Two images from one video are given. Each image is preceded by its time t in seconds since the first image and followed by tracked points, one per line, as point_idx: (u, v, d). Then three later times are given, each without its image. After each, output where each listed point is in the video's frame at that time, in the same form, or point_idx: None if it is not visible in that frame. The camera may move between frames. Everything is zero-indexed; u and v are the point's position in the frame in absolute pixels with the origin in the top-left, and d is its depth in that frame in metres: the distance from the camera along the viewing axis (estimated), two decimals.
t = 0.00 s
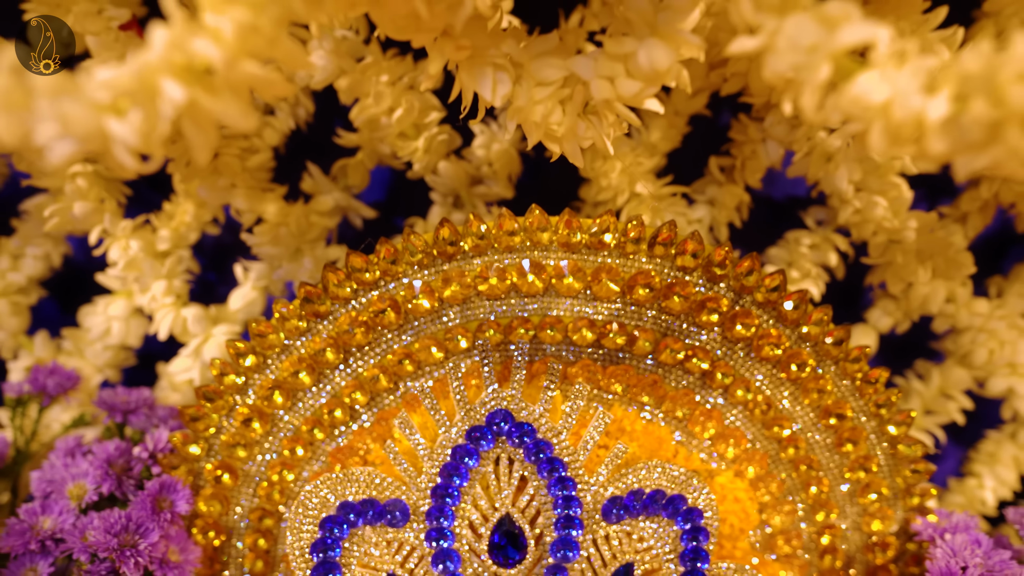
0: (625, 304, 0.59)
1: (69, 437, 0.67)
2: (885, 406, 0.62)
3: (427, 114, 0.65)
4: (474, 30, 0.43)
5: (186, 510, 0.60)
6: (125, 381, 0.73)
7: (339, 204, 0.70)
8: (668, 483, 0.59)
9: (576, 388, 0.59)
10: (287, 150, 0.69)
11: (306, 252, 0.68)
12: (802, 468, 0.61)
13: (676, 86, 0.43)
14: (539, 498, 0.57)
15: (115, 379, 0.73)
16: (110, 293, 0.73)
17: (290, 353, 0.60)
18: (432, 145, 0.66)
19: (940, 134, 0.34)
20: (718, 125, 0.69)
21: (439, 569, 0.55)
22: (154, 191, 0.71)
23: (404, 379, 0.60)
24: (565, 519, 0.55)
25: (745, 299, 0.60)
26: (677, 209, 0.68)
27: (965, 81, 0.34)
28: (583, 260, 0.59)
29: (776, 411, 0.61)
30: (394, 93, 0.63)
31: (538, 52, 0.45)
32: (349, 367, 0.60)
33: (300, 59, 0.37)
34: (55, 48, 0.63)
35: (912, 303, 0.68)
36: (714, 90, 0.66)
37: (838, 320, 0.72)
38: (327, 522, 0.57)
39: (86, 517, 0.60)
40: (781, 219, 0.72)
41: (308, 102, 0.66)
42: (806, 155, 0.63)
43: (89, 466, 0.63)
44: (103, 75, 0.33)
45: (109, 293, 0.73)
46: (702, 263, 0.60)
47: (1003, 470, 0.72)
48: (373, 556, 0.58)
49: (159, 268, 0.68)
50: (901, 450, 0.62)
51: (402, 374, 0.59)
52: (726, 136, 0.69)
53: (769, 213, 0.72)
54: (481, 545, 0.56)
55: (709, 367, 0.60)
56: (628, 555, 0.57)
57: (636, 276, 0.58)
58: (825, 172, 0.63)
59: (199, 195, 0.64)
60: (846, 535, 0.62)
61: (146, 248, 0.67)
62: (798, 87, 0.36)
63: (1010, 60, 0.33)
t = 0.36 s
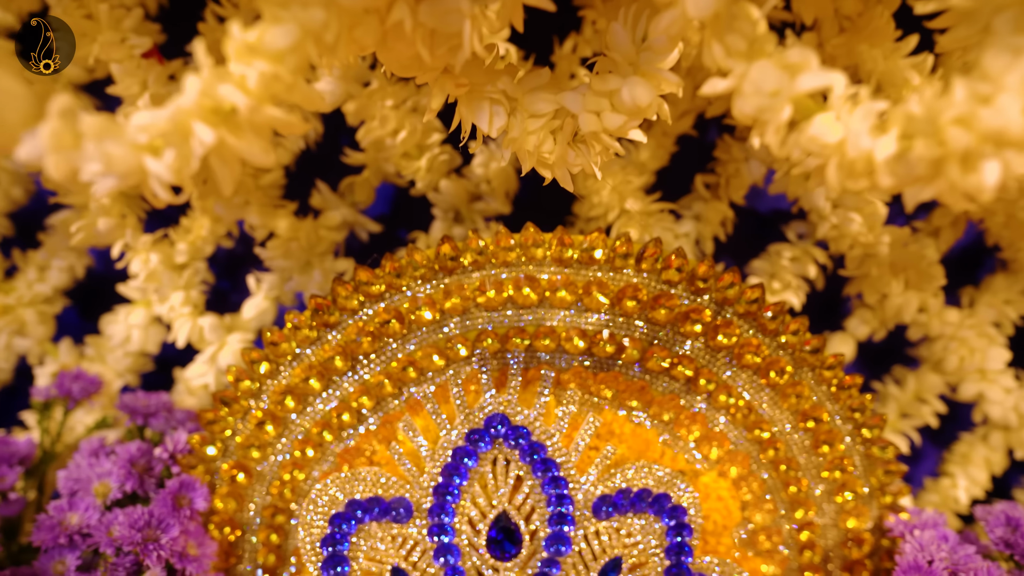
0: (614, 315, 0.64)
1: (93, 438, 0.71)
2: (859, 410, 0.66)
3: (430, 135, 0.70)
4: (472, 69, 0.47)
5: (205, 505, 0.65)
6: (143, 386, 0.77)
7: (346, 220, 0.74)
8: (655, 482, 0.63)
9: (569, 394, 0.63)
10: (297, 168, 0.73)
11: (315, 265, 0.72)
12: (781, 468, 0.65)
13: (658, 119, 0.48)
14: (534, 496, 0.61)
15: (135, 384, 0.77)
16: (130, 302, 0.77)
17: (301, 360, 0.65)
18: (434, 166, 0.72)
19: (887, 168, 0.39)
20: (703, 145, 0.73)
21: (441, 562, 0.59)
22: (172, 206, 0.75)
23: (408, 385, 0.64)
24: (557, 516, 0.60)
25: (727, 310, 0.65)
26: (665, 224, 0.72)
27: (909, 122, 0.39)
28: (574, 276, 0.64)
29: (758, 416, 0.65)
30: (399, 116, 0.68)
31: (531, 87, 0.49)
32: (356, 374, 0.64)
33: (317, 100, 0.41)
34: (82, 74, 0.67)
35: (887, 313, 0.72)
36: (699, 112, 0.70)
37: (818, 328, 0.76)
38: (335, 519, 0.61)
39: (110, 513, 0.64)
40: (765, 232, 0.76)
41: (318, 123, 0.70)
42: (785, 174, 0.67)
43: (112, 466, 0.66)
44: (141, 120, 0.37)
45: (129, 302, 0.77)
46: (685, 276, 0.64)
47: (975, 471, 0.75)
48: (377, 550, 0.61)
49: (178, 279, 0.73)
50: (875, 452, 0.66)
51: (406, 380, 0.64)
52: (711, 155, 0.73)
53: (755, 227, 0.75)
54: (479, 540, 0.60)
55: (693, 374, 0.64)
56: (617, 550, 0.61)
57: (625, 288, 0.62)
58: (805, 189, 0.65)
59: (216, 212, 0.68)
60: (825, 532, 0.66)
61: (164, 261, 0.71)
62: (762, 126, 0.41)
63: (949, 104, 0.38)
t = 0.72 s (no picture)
0: (604, 323, 0.68)
1: (113, 438, 0.74)
2: (834, 412, 0.70)
3: (431, 153, 0.75)
4: (469, 99, 0.51)
5: (219, 503, 0.68)
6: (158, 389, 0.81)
7: (351, 231, 0.77)
8: (643, 481, 0.67)
9: (562, 397, 0.67)
10: (305, 183, 0.77)
11: (323, 275, 0.76)
12: (762, 468, 0.69)
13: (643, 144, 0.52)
14: (528, 493, 0.65)
15: (150, 388, 0.80)
16: (146, 309, 0.81)
17: (310, 365, 0.69)
18: (435, 182, 0.76)
19: (848, 195, 0.43)
20: (690, 161, 0.77)
21: (441, 555, 0.63)
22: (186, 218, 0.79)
23: (411, 389, 0.68)
24: (550, 511, 0.64)
25: (710, 318, 0.69)
26: (654, 236, 0.76)
27: (866, 152, 0.44)
28: (566, 286, 0.68)
29: (740, 419, 0.69)
30: (401, 135, 0.73)
31: (524, 115, 0.53)
32: (361, 378, 0.68)
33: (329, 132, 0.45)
34: (103, 95, 0.71)
35: (864, 321, 0.76)
36: (685, 131, 0.74)
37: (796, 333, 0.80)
38: (343, 515, 0.65)
39: (130, 509, 0.68)
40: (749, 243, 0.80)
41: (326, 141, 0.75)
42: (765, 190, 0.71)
43: (131, 464, 0.70)
44: (169, 152, 0.41)
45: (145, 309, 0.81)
46: (671, 287, 0.69)
47: (949, 470, 0.79)
48: (380, 545, 0.65)
49: (192, 288, 0.76)
50: (851, 452, 0.71)
51: (409, 384, 0.68)
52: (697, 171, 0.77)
53: (741, 239, 0.79)
54: (477, 534, 0.64)
55: (680, 379, 0.68)
56: (607, 544, 0.65)
57: (614, 299, 0.67)
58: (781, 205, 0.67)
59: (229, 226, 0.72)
60: (805, 527, 0.69)
61: (179, 271, 0.76)
62: (733, 155, 0.45)
63: (902, 137, 0.42)
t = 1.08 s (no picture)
0: (594, 328, 0.72)
1: (131, 437, 0.78)
2: (814, 412, 0.74)
3: (432, 167, 0.80)
4: (468, 123, 0.55)
5: (233, 497, 0.73)
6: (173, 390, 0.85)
7: (357, 241, 0.82)
8: (631, 476, 0.71)
9: (555, 397, 0.72)
10: (313, 196, 0.81)
11: (330, 282, 0.81)
12: (744, 465, 0.73)
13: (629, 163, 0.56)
14: (523, 488, 0.69)
15: (166, 388, 0.84)
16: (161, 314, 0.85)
17: (318, 368, 0.73)
18: (437, 195, 0.81)
19: (812, 215, 0.47)
20: (678, 174, 0.81)
21: (441, 546, 0.67)
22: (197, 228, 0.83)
23: (413, 390, 0.73)
24: (544, 506, 0.67)
25: (695, 323, 0.73)
26: (643, 246, 0.80)
27: (830, 175, 0.47)
28: (558, 294, 0.73)
29: (723, 418, 0.73)
30: (405, 150, 0.78)
31: (518, 136, 0.57)
32: (366, 380, 0.73)
33: (339, 156, 0.49)
34: (122, 113, 0.75)
35: (843, 325, 0.80)
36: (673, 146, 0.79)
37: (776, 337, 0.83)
38: (350, 508, 0.69)
39: (149, 503, 0.71)
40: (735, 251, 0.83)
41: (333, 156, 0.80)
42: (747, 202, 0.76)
43: (149, 461, 0.74)
44: (194, 176, 0.45)
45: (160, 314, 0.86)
46: (658, 294, 0.73)
47: (925, 467, 0.83)
48: (384, 537, 0.69)
49: (206, 294, 0.81)
50: (830, 450, 0.74)
51: (411, 386, 0.72)
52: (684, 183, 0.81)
53: (726, 248, 0.83)
54: (475, 526, 0.69)
55: (667, 381, 0.72)
56: (597, 536, 0.69)
57: (604, 306, 0.72)
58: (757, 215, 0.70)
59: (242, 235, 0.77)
60: (786, 520, 0.73)
61: (194, 278, 0.80)
62: (709, 177, 0.49)
63: (862, 161, 0.46)
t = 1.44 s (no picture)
0: (585, 332, 0.77)
1: (150, 433, 0.83)
2: (791, 410, 0.79)
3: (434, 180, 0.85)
4: (467, 145, 0.60)
5: (248, 489, 0.77)
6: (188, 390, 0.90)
7: (362, 249, 0.87)
8: (620, 470, 0.76)
9: (549, 396, 0.77)
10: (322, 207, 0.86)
11: (337, 288, 0.85)
12: (726, 459, 0.78)
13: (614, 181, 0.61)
14: (519, 481, 0.74)
15: (183, 388, 0.89)
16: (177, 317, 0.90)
17: (327, 368, 0.78)
18: (438, 206, 0.86)
19: (778, 231, 0.51)
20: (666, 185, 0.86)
21: (442, 535, 0.72)
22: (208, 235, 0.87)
23: (416, 389, 0.77)
24: (538, 497, 0.73)
25: (681, 326, 0.79)
26: (632, 254, 0.85)
27: (794, 195, 0.52)
28: (552, 299, 0.78)
29: (707, 415, 0.78)
30: (407, 163, 0.84)
31: (513, 155, 0.62)
32: (372, 380, 0.78)
33: (350, 177, 0.54)
34: (143, 129, 0.80)
35: (820, 328, 0.86)
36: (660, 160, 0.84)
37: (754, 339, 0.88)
38: (358, 500, 0.74)
39: (169, 495, 0.76)
40: (720, 257, 0.87)
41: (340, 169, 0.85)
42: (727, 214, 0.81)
43: (168, 456, 0.78)
44: (220, 197, 0.50)
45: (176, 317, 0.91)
46: (645, 300, 0.79)
47: (900, 463, 0.88)
48: (389, 526, 0.74)
49: (221, 299, 0.86)
50: (807, 446, 0.80)
51: (414, 385, 0.77)
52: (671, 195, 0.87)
53: (712, 256, 0.87)
54: (474, 516, 0.74)
55: (653, 380, 0.77)
56: (588, 525, 0.74)
57: (594, 311, 0.76)
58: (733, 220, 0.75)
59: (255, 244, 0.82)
60: (766, 511, 0.78)
61: (210, 284, 0.86)
62: (686, 196, 0.54)
63: (823, 182, 0.51)
